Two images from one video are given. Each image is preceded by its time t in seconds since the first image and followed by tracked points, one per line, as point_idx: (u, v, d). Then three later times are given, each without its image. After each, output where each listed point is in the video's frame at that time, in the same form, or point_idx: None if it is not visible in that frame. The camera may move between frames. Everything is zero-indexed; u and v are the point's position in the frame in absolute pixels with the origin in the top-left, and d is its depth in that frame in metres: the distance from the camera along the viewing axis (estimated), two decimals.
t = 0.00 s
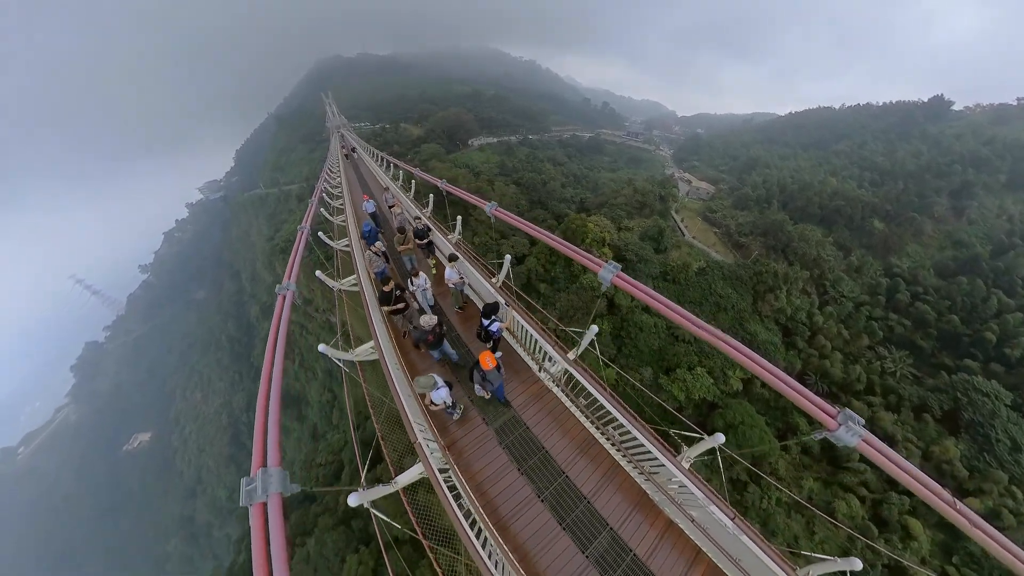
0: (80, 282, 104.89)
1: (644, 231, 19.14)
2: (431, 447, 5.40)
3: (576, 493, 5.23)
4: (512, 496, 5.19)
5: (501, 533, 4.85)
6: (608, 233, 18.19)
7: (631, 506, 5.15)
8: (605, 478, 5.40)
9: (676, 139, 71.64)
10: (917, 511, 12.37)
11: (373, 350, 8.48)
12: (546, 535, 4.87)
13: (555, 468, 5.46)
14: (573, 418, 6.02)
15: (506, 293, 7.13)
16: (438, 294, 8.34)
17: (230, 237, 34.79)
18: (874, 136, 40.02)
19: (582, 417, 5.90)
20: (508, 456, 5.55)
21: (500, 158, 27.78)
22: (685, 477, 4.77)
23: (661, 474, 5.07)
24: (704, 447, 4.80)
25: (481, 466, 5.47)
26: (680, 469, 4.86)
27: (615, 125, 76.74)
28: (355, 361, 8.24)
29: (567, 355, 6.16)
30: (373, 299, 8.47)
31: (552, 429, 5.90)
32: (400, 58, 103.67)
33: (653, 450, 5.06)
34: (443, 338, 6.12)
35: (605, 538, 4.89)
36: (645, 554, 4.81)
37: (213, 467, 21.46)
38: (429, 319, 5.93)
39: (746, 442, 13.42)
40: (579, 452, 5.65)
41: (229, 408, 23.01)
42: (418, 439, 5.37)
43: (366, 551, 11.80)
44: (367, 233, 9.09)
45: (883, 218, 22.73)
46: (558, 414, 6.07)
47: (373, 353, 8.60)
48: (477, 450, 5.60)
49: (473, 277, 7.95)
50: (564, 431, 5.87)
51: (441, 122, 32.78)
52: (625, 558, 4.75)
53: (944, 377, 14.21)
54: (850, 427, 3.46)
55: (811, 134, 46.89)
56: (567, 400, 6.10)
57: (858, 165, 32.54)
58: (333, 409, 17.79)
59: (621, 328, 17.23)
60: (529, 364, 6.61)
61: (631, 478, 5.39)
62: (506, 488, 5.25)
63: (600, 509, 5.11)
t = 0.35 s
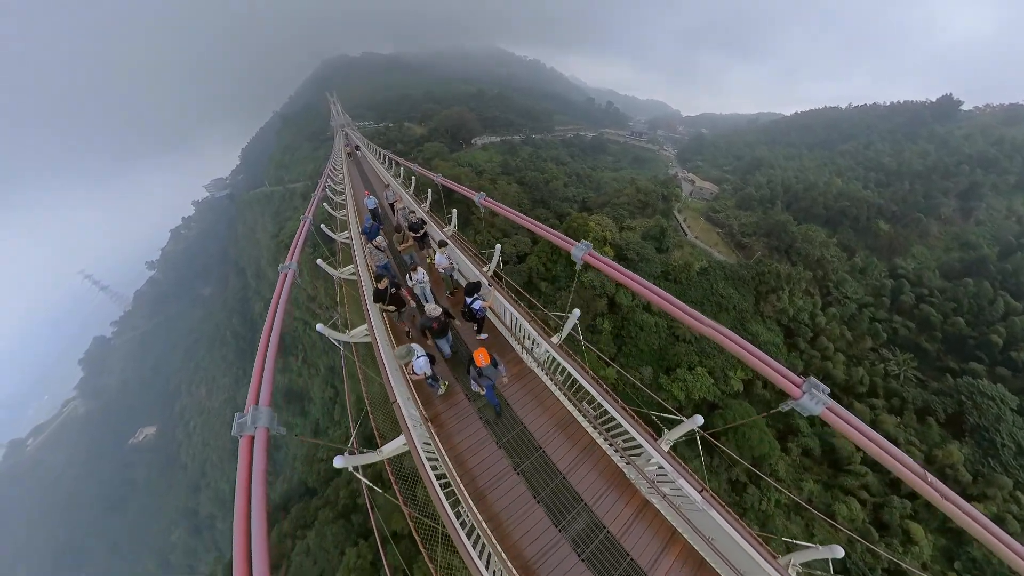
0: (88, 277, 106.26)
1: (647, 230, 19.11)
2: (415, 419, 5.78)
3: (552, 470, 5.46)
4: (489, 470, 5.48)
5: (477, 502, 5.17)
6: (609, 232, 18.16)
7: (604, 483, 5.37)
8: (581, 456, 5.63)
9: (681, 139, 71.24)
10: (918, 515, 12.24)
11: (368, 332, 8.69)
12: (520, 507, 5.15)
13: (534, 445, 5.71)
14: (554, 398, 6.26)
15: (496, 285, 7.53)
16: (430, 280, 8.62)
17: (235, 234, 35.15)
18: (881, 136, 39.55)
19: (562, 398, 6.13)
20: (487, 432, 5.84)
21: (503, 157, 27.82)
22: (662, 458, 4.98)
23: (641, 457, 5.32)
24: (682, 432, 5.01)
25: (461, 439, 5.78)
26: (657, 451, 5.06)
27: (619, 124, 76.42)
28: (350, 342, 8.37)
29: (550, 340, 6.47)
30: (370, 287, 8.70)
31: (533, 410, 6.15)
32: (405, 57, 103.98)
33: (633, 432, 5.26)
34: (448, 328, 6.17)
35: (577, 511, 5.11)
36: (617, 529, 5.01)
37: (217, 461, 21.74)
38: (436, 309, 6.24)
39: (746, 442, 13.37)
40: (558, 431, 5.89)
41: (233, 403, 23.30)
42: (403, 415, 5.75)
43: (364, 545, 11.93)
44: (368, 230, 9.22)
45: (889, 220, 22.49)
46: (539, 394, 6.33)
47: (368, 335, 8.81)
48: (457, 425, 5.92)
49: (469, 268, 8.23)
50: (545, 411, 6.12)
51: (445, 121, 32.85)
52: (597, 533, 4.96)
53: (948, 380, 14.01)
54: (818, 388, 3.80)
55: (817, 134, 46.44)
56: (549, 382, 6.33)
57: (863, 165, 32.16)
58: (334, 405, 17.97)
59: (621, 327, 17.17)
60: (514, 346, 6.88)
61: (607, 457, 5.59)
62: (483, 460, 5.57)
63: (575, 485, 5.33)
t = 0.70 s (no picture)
0: (93, 271, 107.42)
1: (648, 231, 19.12)
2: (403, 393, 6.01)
3: (534, 450, 5.63)
4: (472, 446, 5.66)
5: (458, 475, 5.34)
6: (610, 232, 18.21)
7: (583, 462, 5.53)
8: (563, 436, 5.80)
9: (684, 140, 71.04)
10: (918, 522, 12.11)
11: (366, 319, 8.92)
12: (500, 482, 5.31)
13: (517, 424, 5.89)
14: (540, 383, 6.44)
15: (491, 278, 7.83)
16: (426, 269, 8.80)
17: (240, 230, 35.45)
18: (885, 139, 39.26)
19: (547, 382, 6.31)
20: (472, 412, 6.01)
21: (506, 157, 27.90)
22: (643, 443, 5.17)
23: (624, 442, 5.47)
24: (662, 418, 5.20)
25: (446, 416, 5.97)
26: (638, 434, 5.27)
27: (623, 126, 76.38)
28: (348, 328, 8.62)
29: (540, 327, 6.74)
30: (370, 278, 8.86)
31: (519, 392, 6.35)
32: (409, 57, 104.42)
33: (616, 418, 5.45)
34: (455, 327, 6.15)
35: (555, 488, 5.28)
36: (594, 506, 5.14)
37: (218, 455, 21.94)
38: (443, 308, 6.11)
39: (745, 445, 13.34)
40: (541, 412, 6.06)
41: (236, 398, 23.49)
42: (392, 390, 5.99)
43: (361, 540, 12.00)
44: (368, 229, 9.24)
45: (892, 223, 22.34)
46: (525, 378, 6.53)
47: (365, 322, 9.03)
48: (443, 404, 6.11)
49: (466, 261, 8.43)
50: (530, 395, 6.30)
51: (448, 121, 32.99)
52: (574, 509, 5.10)
53: (951, 386, 13.85)
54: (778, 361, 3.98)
55: (821, 137, 46.16)
56: (536, 368, 6.52)
57: (867, 169, 31.96)
58: (335, 401, 18.08)
59: (621, 328, 17.15)
60: (503, 333, 7.16)
61: (588, 439, 5.76)
62: (466, 436, 5.76)
63: (555, 464, 5.49)
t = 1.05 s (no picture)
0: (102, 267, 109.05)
1: (650, 233, 19.05)
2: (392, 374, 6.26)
3: (515, 434, 5.85)
4: (455, 426, 5.89)
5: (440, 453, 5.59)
6: (612, 233, 18.19)
7: (563, 447, 5.75)
8: (545, 422, 6.00)
9: (689, 142, 70.67)
10: (920, 529, 11.93)
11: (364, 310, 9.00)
12: (481, 462, 5.55)
13: (500, 408, 6.11)
14: (524, 370, 6.66)
15: (479, 270, 8.15)
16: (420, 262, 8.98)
17: (245, 228, 35.82)
18: (892, 141, 38.80)
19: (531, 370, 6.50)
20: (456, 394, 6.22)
21: (510, 158, 27.97)
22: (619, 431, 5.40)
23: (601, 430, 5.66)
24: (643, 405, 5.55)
25: (432, 398, 6.23)
26: (616, 425, 5.47)
27: (627, 127, 76.20)
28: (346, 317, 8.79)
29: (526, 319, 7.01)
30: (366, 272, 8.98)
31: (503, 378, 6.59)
32: (414, 57, 104.90)
33: (597, 410, 5.65)
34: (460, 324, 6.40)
35: (533, 469, 5.50)
36: (569, 489, 5.36)
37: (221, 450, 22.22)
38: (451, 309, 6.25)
39: (745, 448, 13.28)
40: (525, 398, 6.26)
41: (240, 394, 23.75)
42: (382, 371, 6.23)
43: (360, 535, 12.08)
44: (370, 229, 9.27)
45: (898, 226, 22.05)
46: (511, 366, 6.74)
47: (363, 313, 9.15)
48: (431, 386, 6.33)
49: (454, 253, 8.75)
50: (515, 381, 6.52)
51: (452, 121, 33.16)
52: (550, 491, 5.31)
53: (956, 392, 13.64)
54: (740, 342, 4.15)
55: (827, 139, 45.75)
56: (521, 356, 6.73)
57: (873, 171, 31.61)
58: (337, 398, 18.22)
59: (622, 329, 17.09)
60: (490, 321, 7.37)
61: (569, 425, 5.96)
62: (450, 416, 6.00)
63: (534, 447, 5.72)
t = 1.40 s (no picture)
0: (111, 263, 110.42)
1: (652, 233, 18.99)
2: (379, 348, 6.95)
3: (488, 406, 6.31)
4: (432, 397, 6.45)
5: (416, 420, 6.17)
6: (612, 233, 18.25)
7: (531, 419, 6.18)
8: (517, 397, 6.44)
9: (694, 143, 70.37)
10: (920, 535, 11.74)
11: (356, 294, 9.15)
12: (452, 431, 6.04)
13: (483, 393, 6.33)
14: (502, 349, 7.12)
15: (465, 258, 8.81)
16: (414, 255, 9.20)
17: (251, 225, 36.19)
18: (898, 144, 38.41)
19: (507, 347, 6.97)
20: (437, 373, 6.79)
21: (513, 157, 28.05)
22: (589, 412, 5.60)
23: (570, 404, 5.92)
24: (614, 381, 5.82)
25: (414, 370, 6.84)
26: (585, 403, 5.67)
27: (632, 128, 76.00)
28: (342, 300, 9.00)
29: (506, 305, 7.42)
30: (362, 263, 9.13)
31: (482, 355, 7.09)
32: (419, 57, 105.32)
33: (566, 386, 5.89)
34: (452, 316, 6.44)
35: (502, 438, 5.93)
36: (535, 459, 5.75)
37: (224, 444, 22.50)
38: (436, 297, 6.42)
39: (742, 449, 13.20)
40: (500, 375, 6.74)
41: (244, 388, 24.08)
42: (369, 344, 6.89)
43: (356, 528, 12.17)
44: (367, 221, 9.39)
45: (902, 228, 21.81)
46: (490, 345, 7.24)
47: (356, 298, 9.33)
48: (412, 359, 7.00)
49: (440, 234, 9.26)
50: (492, 358, 7.00)
51: (455, 121, 33.35)
52: (515, 458, 5.73)
53: (960, 397, 13.43)
54: (681, 301, 4.58)
55: (831, 141, 45.40)
56: (499, 335, 7.21)
57: (878, 173, 31.29)
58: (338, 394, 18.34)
59: (621, 329, 17.05)
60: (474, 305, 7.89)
61: (541, 401, 6.37)
62: (427, 386, 6.61)
63: (504, 418, 6.17)
